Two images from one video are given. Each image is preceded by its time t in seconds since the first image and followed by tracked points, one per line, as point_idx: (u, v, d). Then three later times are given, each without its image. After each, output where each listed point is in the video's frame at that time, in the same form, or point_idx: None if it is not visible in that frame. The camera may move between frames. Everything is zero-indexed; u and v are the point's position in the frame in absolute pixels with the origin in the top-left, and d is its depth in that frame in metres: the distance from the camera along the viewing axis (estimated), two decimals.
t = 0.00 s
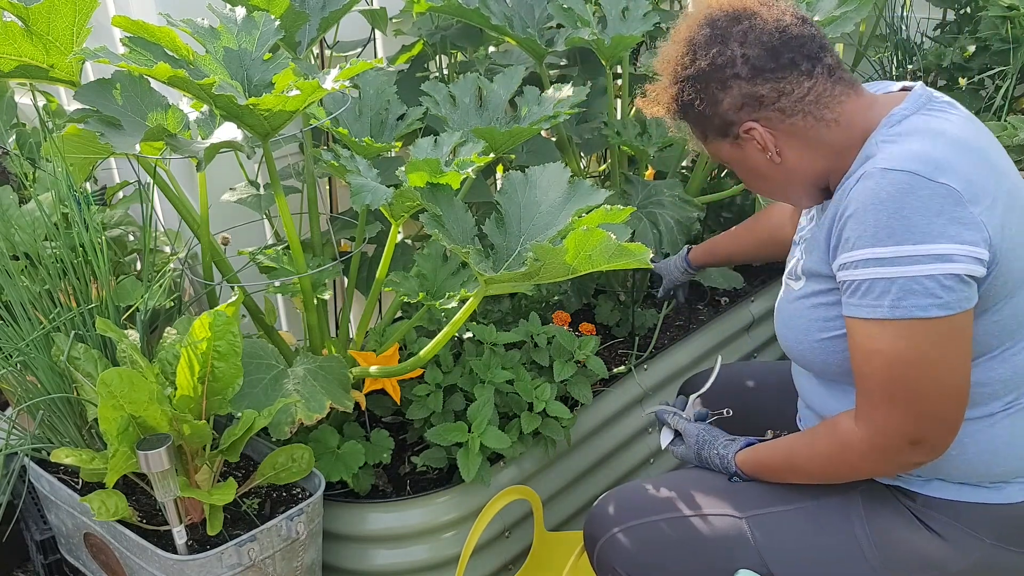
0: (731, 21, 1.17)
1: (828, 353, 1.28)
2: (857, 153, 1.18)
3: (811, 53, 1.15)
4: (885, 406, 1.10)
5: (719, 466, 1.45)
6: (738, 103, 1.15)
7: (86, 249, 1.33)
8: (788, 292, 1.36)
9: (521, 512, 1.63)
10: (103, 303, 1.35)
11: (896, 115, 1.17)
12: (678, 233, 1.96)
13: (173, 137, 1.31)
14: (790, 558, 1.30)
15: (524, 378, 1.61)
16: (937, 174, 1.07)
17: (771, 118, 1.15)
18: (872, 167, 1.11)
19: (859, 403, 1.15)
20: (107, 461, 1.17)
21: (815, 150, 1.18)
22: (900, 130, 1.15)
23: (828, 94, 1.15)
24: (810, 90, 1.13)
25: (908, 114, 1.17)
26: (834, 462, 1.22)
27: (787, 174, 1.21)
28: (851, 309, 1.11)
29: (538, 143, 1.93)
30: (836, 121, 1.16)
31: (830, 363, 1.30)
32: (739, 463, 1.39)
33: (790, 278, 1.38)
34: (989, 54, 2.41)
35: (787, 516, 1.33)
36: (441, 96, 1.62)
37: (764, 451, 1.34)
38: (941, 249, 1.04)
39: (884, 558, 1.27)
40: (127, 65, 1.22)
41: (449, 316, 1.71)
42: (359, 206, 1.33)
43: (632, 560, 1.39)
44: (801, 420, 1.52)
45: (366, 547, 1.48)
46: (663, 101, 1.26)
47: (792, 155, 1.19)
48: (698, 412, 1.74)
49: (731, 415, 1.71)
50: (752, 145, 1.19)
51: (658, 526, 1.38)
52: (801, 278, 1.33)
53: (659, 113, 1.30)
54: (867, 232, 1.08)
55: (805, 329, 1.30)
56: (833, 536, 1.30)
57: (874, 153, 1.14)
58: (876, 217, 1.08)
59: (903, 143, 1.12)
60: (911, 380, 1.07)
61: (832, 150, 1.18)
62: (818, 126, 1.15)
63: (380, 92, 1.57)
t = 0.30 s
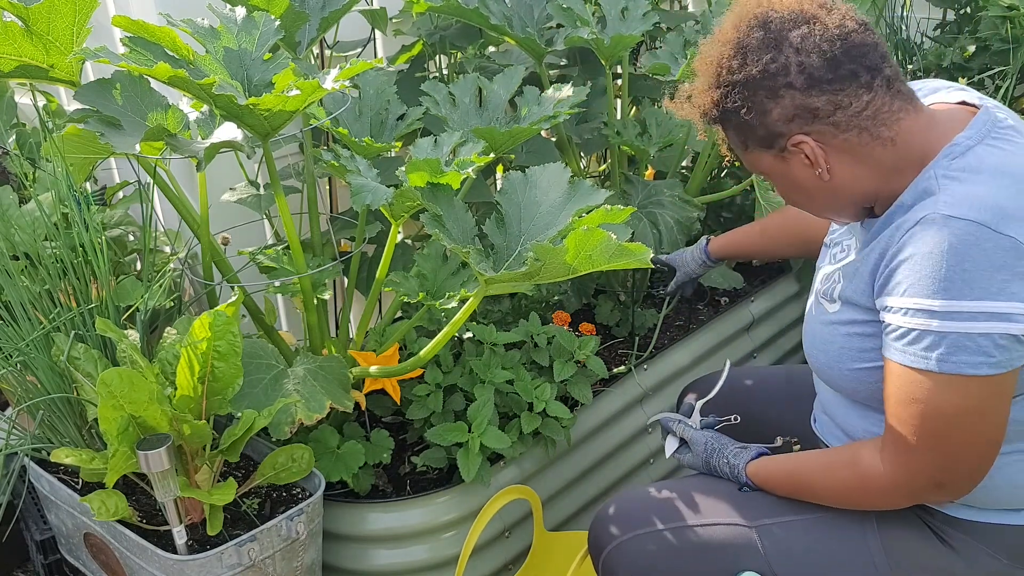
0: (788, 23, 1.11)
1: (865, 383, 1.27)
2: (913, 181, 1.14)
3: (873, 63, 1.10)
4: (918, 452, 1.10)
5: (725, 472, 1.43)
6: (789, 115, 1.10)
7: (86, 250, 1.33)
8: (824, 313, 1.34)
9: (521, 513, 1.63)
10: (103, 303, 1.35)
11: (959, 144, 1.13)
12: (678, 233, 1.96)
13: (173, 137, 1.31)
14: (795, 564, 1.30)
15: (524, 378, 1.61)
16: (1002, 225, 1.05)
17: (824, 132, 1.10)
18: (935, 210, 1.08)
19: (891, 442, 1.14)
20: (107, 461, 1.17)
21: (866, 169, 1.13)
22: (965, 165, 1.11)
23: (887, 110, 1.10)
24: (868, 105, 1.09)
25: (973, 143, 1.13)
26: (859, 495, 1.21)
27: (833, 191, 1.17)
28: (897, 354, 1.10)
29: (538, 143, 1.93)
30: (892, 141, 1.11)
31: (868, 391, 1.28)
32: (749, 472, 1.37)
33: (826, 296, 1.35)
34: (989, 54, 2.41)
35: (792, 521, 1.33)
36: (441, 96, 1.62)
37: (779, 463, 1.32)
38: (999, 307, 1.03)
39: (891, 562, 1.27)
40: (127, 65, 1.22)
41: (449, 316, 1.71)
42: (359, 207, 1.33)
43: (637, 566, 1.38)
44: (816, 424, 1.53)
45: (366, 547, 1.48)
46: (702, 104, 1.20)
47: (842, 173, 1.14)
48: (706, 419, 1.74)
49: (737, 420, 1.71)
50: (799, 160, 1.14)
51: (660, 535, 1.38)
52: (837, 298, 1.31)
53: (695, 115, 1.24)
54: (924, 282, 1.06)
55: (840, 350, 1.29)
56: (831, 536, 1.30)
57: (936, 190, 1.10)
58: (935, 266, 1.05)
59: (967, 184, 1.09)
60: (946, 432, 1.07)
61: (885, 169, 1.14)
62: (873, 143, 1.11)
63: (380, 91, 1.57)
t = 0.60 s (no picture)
0: (842, 6, 1.09)
1: (883, 397, 1.26)
2: (949, 202, 1.12)
3: (925, 57, 1.08)
4: (930, 478, 1.10)
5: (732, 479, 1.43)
6: (833, 102, 1.08)
7: (87, 250, 1.33)
8: (840, 322, 1.32)
9: (521, 513, 1.63)
10: (103, 303, 1.35)
11: (997, 164, 1.10)
12: (678, 233, 1.96)
13: (173, 137, 1.31)
14: (797, 566, 1.29)
15: (524, 378, 1.62)
16: None
17: (866, 125, 1.08)
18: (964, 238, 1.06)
19: (904, 465, 1.13)
20: (107, 461, 1.17)
21: (902, 170, 1.11)
22: (1001, 189, 1.08)
23: (933, 110, 1.08)
24: (915, 101, 1.07)
25: (1012, 163, 1.10)
26: (867, 512, 1.21)
27: (863, 188, 1.15)
28: (915, 378, 1.09)
29: (538, 143, 1.93)
30: (933, 144, 1.09)
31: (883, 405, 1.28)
32: (751, 476, 1.37)
33: (844, 303, 1.33)
34: (990, 54, 2.42)
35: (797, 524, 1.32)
36: (442, 96, 1.62)
37: (786, 470, 1.31)
38: (1023, 341, 1.02)
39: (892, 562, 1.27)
40: (127, 66, 1.22)
41: (449, 316, 1.71)
42: (359, 207, 1.33)
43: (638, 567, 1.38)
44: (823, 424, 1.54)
45: (366, 547, 1.48)
46: (740, 83, 1.18)
47: (878, 171, 1.12)
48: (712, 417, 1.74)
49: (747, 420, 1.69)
50: (834, 152, 1.12)
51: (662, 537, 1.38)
52: (854, 308, 1.30)
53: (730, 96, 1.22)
54: (950, 313, 1.04)
55: (855, 362, 1.28)
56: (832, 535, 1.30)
57: (969, 215, 1.08)
58: (960, 296, 1.04)
59: (1001, 210, 1.06)
60: (958, 462, 1.07)
61: (921, 173, 1.12)
62: (914, 144, 1.09)
63: (380, 91, 1.57)
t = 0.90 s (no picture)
0: None
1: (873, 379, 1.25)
2: (928, 181, 1.13)
3: (937, 35, 1.09)
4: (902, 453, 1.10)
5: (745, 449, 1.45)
6: (846, 67, 1.08)
7: (86, 250, 1.33)
8: (837, 308, 1.32)
9: (522, 513, 1.63)
10: (103, 303, 1.35)
11: (978, 145, 1.11)
12: (678, 233, 1.96)
13: (173, 137, 1.31)
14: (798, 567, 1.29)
15: (524, 378, 1.61)
16: (1000, 230, 1.02)
17: (875, 93, 1.08)
18: (933, 209, 1.06)
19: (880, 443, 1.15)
20: (107, 461, 1.17)
21: (903, 144, 1.12)
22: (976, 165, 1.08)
23: (937, 87, 1.09)
24: (923, 76, 1.07)
25: (992, 145, 1.10)
26: (851, 490, 1.22)
27: (863, 159, 1.15)
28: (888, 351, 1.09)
29: (538, 143, 1.93)
30: (933, 121, 1.10)
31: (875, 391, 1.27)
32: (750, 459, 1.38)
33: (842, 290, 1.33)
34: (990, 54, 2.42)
35: (799, 520, 1.31)
36: (441, 96, 1.61)
37: (784, 450, 1.33)
38: (987, 309, 1.00)
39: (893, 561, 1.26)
40: (127, 66, 1.22)
41: (449, 316, 1.71)
42: (359, 207, 1.33)
43: (639, 562, 1.35)
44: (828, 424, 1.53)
45: (367, 547, 1.48)
46: (757, 46, 1.18)
47: (880, 141, 1.13)
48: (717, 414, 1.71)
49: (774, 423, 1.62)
50: (841, 119, 1.12)
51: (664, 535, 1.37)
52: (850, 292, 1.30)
53: (746, 60, 1.22)
54: (915, 281, 1.04)
55: (849, 344, 1.26)
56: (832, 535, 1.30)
57: (940, 189, 1.09)
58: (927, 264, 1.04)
59: (973, 183, 1.06)
60: (927, 439, 1.06)
61: (920, 149, 1.13)
62: (917, 118, 1.10)
63: (380, 91, 1.57)
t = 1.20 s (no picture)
0: None
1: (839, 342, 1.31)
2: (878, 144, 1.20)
3: (897, 25, 1.18)
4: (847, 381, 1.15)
5: (713, 418, 1.50)
6: (816, 44, 1.17)
7: (86, 250, 1.33)
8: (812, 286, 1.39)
9: (522, 513, 1.63)
10: (103, 303, 1.35)
11: (918, 110, 1.19)
12: (678, 233, 1.96)
13: (173, 137, 1.31)
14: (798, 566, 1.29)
15: (524, 378, 1.61)
16: (934, 165, 1.10)
17: (839, 70, 1.17)
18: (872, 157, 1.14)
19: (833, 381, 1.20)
20: (107, 461, 1.17)
21: (861, 119, 1.21)
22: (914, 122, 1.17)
23: (894, 70, 1.18)
24: (881, 59, 1.17)
25: (931, 110, 1.18)
26: (807, 430, 1.26)
27: (825, 132, 1.23)
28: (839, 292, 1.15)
29: (538, 143, 1.93)
30: (887, 99, 1.19)
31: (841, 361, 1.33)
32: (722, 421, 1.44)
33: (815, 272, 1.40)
34: (989, 54, 2.42)
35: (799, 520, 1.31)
36: (441, 96, 1.61)
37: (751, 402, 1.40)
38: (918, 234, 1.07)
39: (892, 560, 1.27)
40: (127, 66, 1.22)
41: (449, 316, 1.71)
42: (359, 207, 1.33)
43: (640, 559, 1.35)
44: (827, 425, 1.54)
45: (367, 547, 1.48)
46: (740, 27, 1.28)
47: (841, 116, 1.21)
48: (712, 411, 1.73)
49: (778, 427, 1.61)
50: (807, 93, 1.21)
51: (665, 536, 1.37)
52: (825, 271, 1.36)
53: (728, 40, 1.31)
54: (858, 215, 1.11)
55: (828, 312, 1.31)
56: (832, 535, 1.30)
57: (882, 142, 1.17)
58: (868, 202, 1.11)
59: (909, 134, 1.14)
60: (867, 365, 1.11)
61: (875, 126, 1.21)
62: (874, 95, 1.19)
63: (380, 91, 1.57)
